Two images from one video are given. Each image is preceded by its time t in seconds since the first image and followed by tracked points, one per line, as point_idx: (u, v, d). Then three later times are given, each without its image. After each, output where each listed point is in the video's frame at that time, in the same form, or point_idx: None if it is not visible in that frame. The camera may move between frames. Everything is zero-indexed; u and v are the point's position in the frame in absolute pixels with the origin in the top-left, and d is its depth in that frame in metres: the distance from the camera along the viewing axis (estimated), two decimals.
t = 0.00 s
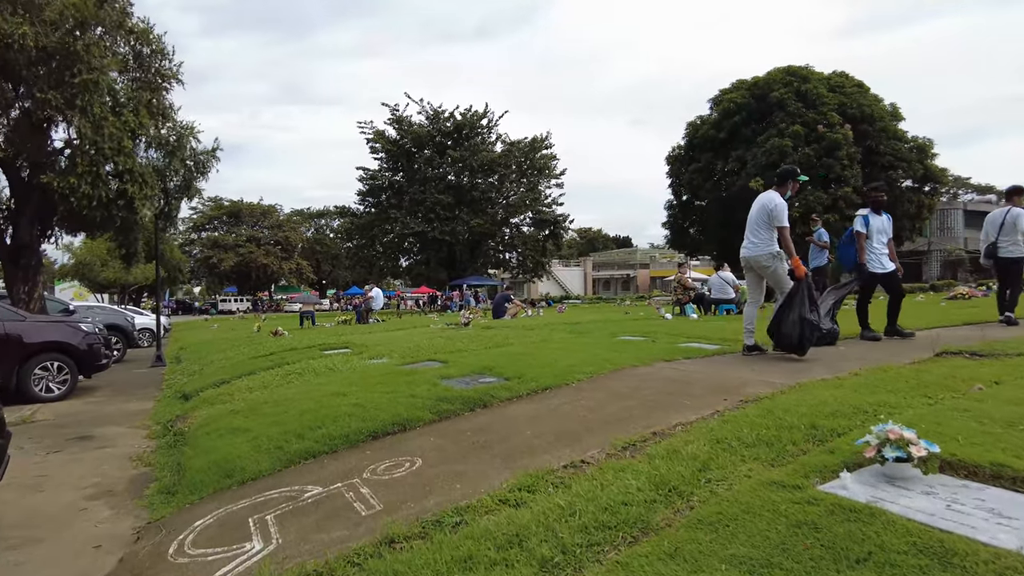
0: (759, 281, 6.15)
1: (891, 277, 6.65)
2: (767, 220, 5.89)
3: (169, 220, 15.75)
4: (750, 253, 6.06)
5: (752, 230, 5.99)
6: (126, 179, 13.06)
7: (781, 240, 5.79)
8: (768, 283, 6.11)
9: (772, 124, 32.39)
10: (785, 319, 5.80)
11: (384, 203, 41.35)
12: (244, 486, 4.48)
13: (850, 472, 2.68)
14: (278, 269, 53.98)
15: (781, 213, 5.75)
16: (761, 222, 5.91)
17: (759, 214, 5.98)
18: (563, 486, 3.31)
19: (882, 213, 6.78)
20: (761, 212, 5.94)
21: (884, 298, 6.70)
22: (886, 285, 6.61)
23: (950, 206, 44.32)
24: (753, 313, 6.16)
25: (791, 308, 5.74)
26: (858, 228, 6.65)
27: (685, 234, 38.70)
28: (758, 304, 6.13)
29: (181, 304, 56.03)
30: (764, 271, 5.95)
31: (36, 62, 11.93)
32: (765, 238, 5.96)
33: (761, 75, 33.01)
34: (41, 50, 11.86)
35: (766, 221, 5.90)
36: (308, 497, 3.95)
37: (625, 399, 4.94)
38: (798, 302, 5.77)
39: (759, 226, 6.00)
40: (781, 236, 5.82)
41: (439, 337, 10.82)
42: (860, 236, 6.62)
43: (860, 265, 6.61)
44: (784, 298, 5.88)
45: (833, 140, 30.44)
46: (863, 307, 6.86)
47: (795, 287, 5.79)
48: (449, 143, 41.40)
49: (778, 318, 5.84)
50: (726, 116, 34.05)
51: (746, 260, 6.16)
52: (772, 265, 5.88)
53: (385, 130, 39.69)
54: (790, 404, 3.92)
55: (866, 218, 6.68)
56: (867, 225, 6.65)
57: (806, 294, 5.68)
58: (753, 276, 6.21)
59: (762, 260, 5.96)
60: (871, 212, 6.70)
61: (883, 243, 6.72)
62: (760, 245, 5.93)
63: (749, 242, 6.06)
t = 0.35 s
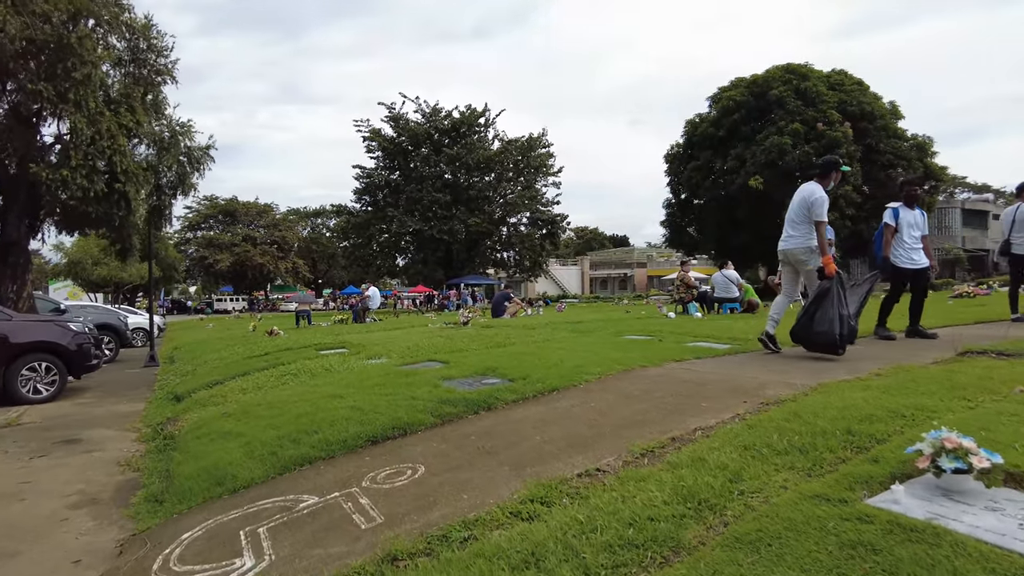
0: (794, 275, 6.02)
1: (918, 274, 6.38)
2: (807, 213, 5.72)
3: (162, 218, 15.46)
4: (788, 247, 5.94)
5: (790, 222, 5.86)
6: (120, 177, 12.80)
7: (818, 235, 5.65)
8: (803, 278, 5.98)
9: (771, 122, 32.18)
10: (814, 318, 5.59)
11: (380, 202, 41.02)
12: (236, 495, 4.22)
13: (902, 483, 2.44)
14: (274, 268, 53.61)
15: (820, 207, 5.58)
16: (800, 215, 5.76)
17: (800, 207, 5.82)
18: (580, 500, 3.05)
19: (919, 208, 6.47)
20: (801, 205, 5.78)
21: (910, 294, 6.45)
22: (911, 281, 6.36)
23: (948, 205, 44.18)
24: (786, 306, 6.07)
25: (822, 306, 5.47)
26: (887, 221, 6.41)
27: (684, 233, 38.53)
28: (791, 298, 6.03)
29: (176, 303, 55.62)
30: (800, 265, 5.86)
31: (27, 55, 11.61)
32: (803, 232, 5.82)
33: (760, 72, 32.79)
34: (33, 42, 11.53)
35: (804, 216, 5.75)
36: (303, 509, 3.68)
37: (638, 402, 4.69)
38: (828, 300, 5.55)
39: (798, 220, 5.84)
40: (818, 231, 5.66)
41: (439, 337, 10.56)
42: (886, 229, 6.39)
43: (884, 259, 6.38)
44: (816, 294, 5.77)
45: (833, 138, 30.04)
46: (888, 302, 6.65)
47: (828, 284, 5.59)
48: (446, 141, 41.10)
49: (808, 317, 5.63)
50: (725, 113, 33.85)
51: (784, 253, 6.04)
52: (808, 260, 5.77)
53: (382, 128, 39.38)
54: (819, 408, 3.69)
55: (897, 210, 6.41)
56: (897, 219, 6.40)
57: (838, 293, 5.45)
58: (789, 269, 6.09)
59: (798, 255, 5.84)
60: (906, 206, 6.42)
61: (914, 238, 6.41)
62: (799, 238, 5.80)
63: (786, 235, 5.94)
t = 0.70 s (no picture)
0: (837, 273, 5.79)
1: (953, 271, 6.06)
2: (844, 205, 5.55)
3: (157, 215, 15.10)
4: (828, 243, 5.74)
5: (828, 217, 5.68)
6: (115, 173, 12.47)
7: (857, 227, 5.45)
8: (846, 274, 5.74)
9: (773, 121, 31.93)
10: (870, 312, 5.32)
11: (379, 201, 40.68)
12: (231, 507, 3.91)
13: (985, 503, 2.17)
14: (272, 267, 53.21)
15: (857, 198, 5.40)
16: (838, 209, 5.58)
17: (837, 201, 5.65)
18: (610, 518, 2.76)
19: (958, 204, 6.17)
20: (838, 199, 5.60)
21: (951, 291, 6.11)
22: (944, 278, 6.07)
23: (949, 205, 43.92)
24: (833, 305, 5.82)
25: (880, 298, 5.18)
26: (924, 215, 6.13)
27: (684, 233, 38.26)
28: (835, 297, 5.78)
29: (173, 303, 55.19)
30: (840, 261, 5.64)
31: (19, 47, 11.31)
32: (842, 226, 5.61)
33: (762, 70, 32.53)
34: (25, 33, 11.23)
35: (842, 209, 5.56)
36: (304, 525, 3.39)
37: (660, 407, 4.41)
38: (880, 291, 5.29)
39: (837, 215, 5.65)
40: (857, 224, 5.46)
41: (442, 336, 10.27)
42: (922, 223, 6.09)
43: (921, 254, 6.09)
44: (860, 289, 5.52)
45: (834, 137, 29.87)
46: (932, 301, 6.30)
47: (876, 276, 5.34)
48: (445, 139, 40.78)
49: (867, 312, 5.34)
50: (727, 112, 33.58)
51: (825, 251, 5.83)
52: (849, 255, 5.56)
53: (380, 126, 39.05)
54: (861, 415, 3.42)
55: (932, 204, 6.15)
56: (932, 213, 6.13)
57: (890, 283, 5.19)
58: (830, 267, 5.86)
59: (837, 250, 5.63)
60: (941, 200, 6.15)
61: (953, 232, 6.11)
62: (836, 232, 5.61)
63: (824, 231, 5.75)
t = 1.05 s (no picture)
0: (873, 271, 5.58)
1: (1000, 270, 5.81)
2: (880, 202, 5.29)
3: (153, 213, 14.82)
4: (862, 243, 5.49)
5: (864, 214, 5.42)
6: (110, 170, 12.17)
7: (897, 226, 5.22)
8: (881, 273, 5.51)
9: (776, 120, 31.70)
10: (925, 308, 5.39)
11: (378, 200, 40.39)
12: (227, 521, 3.64)
13: None
14: (270, 267, 52.87)
15: (896, 194, 5.15)
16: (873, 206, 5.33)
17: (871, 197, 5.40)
18: (645, 542, 2.50)
19: (1001, 200, 5.91)
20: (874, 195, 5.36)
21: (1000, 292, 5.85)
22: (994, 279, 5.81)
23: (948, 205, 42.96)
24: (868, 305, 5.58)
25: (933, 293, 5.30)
26: (969, 214, 5.81)
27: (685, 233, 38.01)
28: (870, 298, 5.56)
29: (171, 303, 54.83)
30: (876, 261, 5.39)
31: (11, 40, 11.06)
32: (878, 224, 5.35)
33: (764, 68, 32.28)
34: (18, 25, 10.96)
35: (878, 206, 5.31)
36: (307, 543, 3.14)
37: (683, 413, 4.17)
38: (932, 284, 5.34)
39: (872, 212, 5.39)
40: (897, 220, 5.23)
41: (445, 337, 10.01)
42: (968, 223, 5.77)
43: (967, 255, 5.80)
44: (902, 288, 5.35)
45: (837, 136, 29.72)
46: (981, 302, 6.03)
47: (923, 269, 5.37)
48: (444, 138, 40.53)
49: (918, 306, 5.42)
50: (729, 110, 33.34)
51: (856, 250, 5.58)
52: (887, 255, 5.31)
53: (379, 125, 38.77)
54: (907, 421, 3.20)
55: (978, 202, 5.84)
56: (978, 210, 5.82)
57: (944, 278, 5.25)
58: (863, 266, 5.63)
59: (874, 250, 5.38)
60: (984, 196, 5.85)
61: (996, 230, 5.85)
62: (872, 230, 5.35)
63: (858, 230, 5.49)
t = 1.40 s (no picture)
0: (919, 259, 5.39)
1: None
2: (921, 186, 5.17)
3: (144, 207, 14.44)
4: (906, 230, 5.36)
5: (906, 200, 5.32)
6: (99, 162, 11.82)
7: (940, 209, 5.05)
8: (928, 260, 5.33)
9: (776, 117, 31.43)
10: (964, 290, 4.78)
11: (375, 199, 39.97)
12: (214, 531, 3.31)
13: None
14: (266, 267, 52.33)
15: (934, 176, 5.01)
16: (916, 191, 5.20)
17: (911, 181, 5.28)
18: (692, 558, 2.19)
19: None
20: (914, 179, 5.24)
21: None
22: None
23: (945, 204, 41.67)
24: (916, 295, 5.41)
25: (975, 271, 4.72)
26: None
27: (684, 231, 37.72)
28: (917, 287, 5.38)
29: (166, 303, 54.21)
30: (922, 247, 5.23)
31: None
32: (922, 209, 5.22)
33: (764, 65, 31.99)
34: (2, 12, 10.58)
35: (919, 190, 5.18)
36: (303, 557, 2.81)
37: (710, 412, 3.87)
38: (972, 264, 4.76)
39: (914, 197, 5.27)
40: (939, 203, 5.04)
41: (445, 334, 9.68)
42: None
43: None
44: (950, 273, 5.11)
45: (838, 133, 29.50)
46: None
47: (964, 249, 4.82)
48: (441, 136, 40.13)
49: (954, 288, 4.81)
50: (729, 107, 33.04)
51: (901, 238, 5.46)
52: (932, 239, 5.15)
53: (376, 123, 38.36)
54: (967, 419, 2.91)
55: None
56: None
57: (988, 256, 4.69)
58: (910, 254, 5.45)
59: (918, 236, 5.23)
60: None
61: None
62: (915, 216, 5.23)
63: (901, 217, 5.38)
